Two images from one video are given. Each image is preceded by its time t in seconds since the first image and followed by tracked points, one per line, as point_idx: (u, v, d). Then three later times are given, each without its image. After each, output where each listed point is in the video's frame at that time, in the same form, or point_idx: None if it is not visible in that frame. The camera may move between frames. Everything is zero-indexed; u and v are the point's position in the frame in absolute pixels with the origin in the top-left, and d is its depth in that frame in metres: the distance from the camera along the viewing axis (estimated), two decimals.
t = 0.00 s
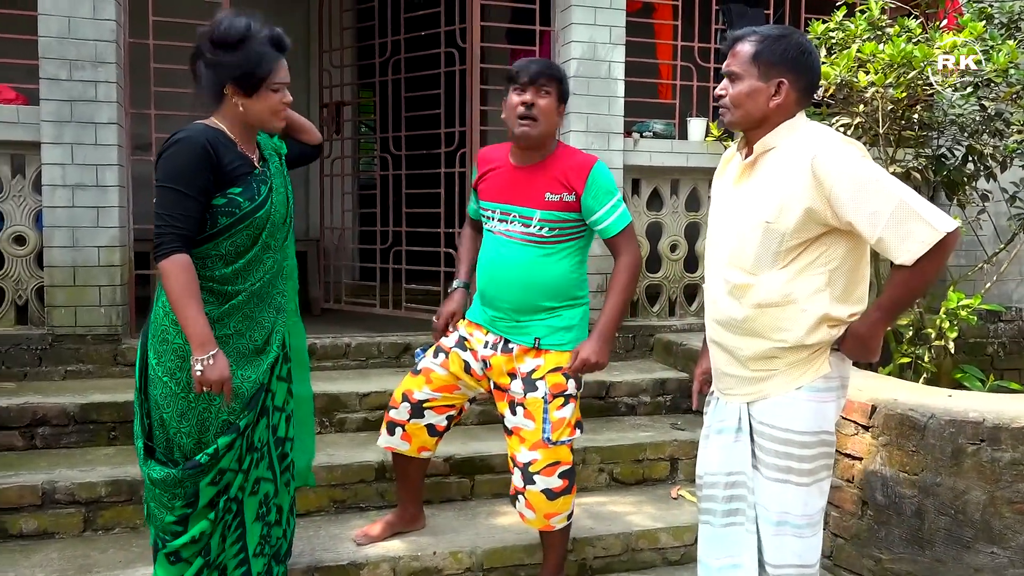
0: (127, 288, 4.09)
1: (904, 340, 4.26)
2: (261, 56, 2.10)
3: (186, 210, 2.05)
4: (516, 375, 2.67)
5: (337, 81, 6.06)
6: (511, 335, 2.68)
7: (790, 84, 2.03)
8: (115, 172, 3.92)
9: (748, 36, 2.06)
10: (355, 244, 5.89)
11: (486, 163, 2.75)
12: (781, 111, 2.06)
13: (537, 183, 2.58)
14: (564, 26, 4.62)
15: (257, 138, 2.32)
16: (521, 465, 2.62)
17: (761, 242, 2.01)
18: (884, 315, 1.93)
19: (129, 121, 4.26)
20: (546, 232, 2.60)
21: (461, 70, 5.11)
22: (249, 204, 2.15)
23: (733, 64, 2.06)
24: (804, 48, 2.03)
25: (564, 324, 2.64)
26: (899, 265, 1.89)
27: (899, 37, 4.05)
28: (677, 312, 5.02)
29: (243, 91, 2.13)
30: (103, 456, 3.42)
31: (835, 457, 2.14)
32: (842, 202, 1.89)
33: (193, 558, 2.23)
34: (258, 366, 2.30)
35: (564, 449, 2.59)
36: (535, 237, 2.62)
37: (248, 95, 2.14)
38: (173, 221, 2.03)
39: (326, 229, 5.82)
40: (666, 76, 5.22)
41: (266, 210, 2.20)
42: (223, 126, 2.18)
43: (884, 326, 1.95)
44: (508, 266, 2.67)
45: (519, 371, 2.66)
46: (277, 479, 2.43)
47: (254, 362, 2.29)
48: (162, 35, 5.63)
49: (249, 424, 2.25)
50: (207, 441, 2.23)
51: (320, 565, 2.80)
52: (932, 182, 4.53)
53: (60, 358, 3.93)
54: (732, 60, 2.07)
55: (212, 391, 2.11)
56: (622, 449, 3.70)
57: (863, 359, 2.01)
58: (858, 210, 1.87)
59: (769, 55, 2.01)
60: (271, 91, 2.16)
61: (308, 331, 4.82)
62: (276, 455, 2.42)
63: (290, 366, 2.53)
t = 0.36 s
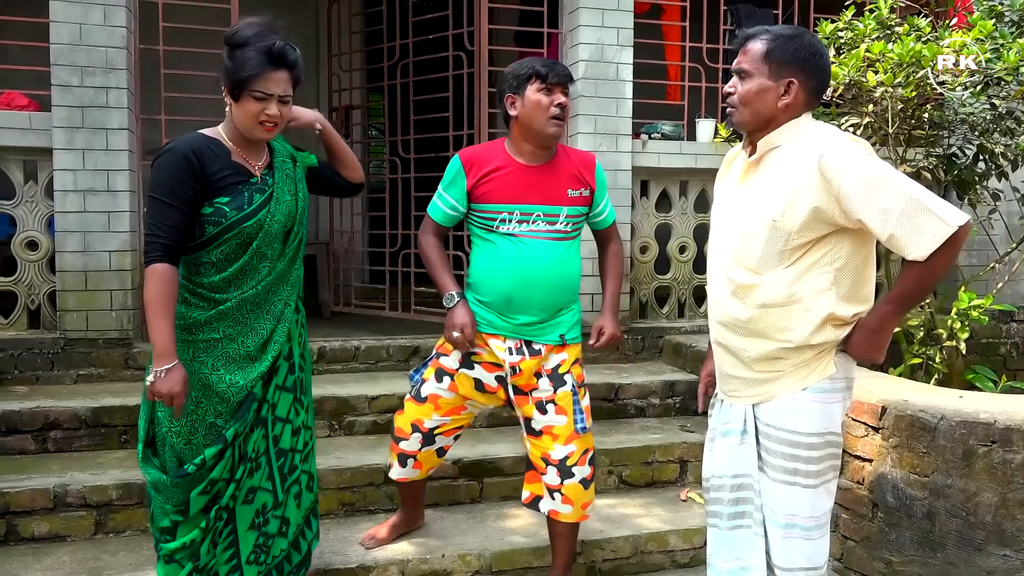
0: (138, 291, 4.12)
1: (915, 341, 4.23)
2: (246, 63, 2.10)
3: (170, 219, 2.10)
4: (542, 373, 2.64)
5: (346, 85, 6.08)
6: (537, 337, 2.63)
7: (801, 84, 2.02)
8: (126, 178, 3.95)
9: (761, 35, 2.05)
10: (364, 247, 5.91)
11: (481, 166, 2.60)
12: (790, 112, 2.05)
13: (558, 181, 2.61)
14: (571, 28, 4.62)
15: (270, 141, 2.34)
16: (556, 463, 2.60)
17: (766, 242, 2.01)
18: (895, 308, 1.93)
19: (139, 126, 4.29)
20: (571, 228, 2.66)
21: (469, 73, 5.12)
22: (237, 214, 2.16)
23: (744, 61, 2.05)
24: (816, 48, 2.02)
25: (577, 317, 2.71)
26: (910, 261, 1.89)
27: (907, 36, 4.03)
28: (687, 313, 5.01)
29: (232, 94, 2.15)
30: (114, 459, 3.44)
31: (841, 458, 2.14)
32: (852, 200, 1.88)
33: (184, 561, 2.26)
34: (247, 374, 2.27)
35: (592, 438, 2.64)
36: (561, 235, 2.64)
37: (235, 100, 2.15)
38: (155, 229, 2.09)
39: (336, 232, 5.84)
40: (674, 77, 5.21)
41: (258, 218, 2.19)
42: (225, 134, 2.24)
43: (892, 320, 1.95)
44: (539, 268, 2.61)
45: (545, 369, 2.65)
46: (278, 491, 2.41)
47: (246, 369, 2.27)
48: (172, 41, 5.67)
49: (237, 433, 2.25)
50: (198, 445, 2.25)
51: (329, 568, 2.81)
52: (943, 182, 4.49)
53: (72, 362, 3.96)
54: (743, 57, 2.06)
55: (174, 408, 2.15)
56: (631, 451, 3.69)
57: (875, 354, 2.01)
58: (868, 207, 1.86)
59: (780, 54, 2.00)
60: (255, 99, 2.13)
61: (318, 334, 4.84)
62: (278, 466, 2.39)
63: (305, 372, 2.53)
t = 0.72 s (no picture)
0: (147, 300, 4.14)
1: (925, 347, 4.21)
2: (299, 73, 2.13)
3: (199, 229, 2.13)
4: (552, 380, 2.64)
5: (353, 94, 6.12)
6: (548, 343, 2.63)
7: (798, 90, 2.02)
8: (135, 187, 3.98)
9: (756, 42, 2.06)
10: (372, 255, 5.93)
11: (490, 175, 2.59)
12: (788, 117, 2.05)
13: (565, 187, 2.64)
14: (577, 36, 4.63)
15: (300, 149, 2.35)
16: (564, 467, 2.61)
17: (771, 249, 2.00)
18: (898, 314, 1.94)
19: (149, 136, 4.33)
20: (577, 233, 2.70)
21: (477, 81, 5.14)
22: (266, 222, 2.18)
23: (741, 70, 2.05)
24: (812, 53, 2.02)
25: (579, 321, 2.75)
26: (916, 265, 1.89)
27: (914, 42, 4.02)
28: (695, 320, 5.00)
29: (282, 105, 2.16)
30: (123, 467, 3.46)
31: (844, 467, 2.12)
32: (859, 207, 1.88)
33: (196, 556, 2.25)
34: (276, 382, 2.27)
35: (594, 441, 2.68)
36: (570, 240, 2.68)
37: (288, 110, 2.16)
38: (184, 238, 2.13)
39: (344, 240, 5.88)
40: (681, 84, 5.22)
41: (287, 226, 2.20)
42: (257, 145, 2.24)
43: (899, 324, 1.95)
44: (554, 272, 2.63)
45: (555, 375, 2.65)
46: (290, 495, 2.39)
47: (274, 376, 2.28)
48: (181, 52, 5.72)
49: (252, 435, 2.25)
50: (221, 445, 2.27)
51: None
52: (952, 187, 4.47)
53: (82, 370, 3.98)
54: (740, 65, 2.06)
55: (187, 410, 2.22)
56: (639, 459, 3.68)
57: (864, 370, 1.99)
58: (874, 214, 1.86)
59: (776, 61, 2.00)
60: (311, 105, 2.18)
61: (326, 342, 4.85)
62: (292, 471, 2.39)
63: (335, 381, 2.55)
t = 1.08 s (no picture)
0: (145, 299, 4.14)
1: (923, 350, 4.21)
2: (306, 71, 2.11)
3: (233, 228, 2.08)
4: (544, 381, 2.65)
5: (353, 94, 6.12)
6: (539, 344, 2.64)
7: (780, 98, 2.01)
8: (133, 186, 3.98)
9: (731, 58, 2.05)
10: (371, 255, 5.93)
11: (481, 175, 2.58)
12: (775, 126, 2.04)
13: (557, 187, 2.64)
14: (578, 37, 4.63)
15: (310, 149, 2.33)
16: (557, 469, 2.61)
17: (775, 256, 1.98)
18: (900, 319, 1.94)
19: (148, 135, 4.33)
20: (569, 233, 2.70)
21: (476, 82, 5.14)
22: (297, 224, 2.17)
23: (721, 88, 2.04)
24: (789, 60, 2.01)
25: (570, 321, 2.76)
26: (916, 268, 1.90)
27: (913, 46, 4.02)
28: (693, 322, 4.99)
29: (294, 105, 2.14)
30: (119, 466, 3.46)
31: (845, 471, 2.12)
32: (862, 211, 1.88)
33: (212, 560, 2.23)
34: (297, 384, 2.29)
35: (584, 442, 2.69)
36: (562, 239, 2.68)
37: (298, 109, 2.15)
38: (218, 240, 2.07)
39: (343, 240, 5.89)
40: (680, 86, 5.22)
41: (314, 229, 2.20)
42: (275, 146, 2.20)
43: (902, 329, 1.96)
44: (546, 272, 2.63)
45: (546, 377, 2.66)
46: (306, 495, 2.42)
47: (295, 377, 2.29)
48: (182, 51, 5.72)
49: (278, 437, 2.25)
50: (241, 448, 2.24)
51: None
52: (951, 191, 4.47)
53: (79, 369, 3.98)
54: (719, 83, 2.06)
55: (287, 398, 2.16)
56: (636, 460, 3.68)
57: (867, 374, 2.00)
58: (877, 218, 1.87)
59: (754, 74, 1.99)
60: (320, 102, 2.16)
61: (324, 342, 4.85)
62: (307, 471, 2.42)
63: (338, 382, 2.56)
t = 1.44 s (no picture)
0: (141, 301, 4.13)
1: (921, 358, 4.20)
2: (287, 66, 2.11)
3: (211, 227, 2.05)
4: (533, 387, 2.63)
5: (352, 96, 6.11)
6: (527, 350, 2.63)
7: (787, 101, 2.02)
8: (129, 187, 3.96)
9: (740, 58, 2.06)
10: (369, 257, 5.91)
11: (463, 184, 2.57)
12: (779, 130, 2.04)
13: (541, 192, 2.62)
14: (577, 41, 4.62)
15: (295, 152, 2.32)
16: (548, 475, 2.58)
17: (768, 265, 1.98)
18: (898, 330, 1.92)
19: (145, 136, 4.31)
20: (555, 239, 2.68)
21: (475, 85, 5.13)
22: (280, 227, 2.15)
23: (727, 87, 2.05)
24: (798, 65, 2.01)
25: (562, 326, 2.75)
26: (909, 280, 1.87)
27: (912, 53, 4.02)
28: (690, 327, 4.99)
29: (277, 102, 2.14)
30: (112, 468, 3.44)
31: (843, 480, 2.10)
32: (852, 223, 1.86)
33: (196, 568, 2.22)
34: (279, 389, 2.25)
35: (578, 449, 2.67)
36: (547, 245, 2.66)
37: (282, 105, 2.14)
38: (195, 237, 2.04)
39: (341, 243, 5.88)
40: (679, 91, 5.22)
41: (298, 233, 2.18)
42: (262, 146, 2.19)
43: (898, 341, 1.93)
44: (530, 279, 2.62)
45: (535, 382, 2.64)
46: (291, 502, 2.39)
47: (277, 383, 2.25)
48: (180, 52, 5.72)
49: (263, 446, 2.22)
50: (223, 455, 2.21)
51: None
52: (949, 198, 4.47)
53: (73, 369, 3.96)
54: (726, 82, 2.06)
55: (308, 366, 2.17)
56: (632, 466, 3.67)
57: (862, 385, 1.98)
58: (868, 229, 1.84)
59: (762, 75, 1.99)
60: (304, 97, 2.15)
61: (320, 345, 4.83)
62: (292, 477, 2.38)
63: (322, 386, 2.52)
